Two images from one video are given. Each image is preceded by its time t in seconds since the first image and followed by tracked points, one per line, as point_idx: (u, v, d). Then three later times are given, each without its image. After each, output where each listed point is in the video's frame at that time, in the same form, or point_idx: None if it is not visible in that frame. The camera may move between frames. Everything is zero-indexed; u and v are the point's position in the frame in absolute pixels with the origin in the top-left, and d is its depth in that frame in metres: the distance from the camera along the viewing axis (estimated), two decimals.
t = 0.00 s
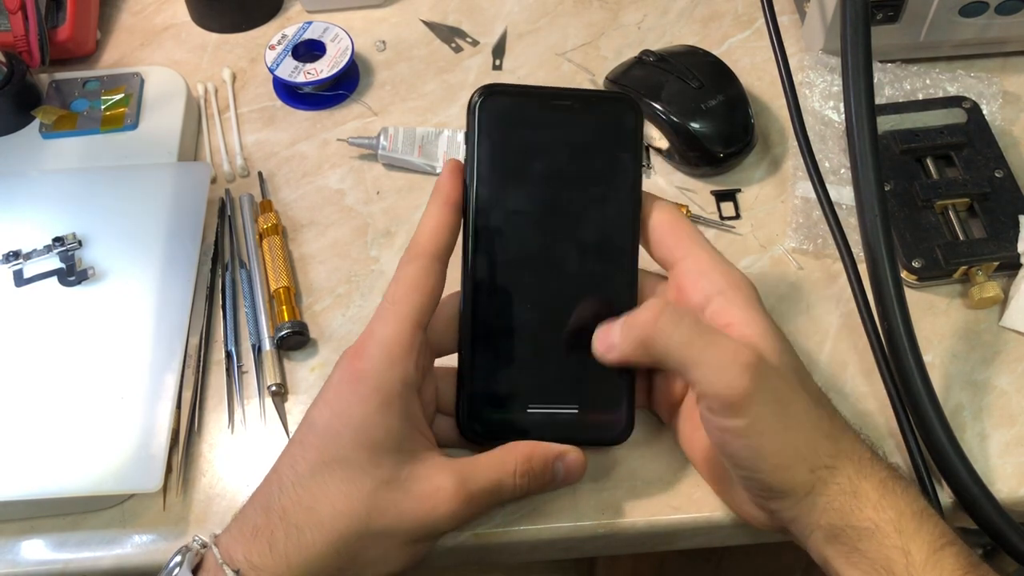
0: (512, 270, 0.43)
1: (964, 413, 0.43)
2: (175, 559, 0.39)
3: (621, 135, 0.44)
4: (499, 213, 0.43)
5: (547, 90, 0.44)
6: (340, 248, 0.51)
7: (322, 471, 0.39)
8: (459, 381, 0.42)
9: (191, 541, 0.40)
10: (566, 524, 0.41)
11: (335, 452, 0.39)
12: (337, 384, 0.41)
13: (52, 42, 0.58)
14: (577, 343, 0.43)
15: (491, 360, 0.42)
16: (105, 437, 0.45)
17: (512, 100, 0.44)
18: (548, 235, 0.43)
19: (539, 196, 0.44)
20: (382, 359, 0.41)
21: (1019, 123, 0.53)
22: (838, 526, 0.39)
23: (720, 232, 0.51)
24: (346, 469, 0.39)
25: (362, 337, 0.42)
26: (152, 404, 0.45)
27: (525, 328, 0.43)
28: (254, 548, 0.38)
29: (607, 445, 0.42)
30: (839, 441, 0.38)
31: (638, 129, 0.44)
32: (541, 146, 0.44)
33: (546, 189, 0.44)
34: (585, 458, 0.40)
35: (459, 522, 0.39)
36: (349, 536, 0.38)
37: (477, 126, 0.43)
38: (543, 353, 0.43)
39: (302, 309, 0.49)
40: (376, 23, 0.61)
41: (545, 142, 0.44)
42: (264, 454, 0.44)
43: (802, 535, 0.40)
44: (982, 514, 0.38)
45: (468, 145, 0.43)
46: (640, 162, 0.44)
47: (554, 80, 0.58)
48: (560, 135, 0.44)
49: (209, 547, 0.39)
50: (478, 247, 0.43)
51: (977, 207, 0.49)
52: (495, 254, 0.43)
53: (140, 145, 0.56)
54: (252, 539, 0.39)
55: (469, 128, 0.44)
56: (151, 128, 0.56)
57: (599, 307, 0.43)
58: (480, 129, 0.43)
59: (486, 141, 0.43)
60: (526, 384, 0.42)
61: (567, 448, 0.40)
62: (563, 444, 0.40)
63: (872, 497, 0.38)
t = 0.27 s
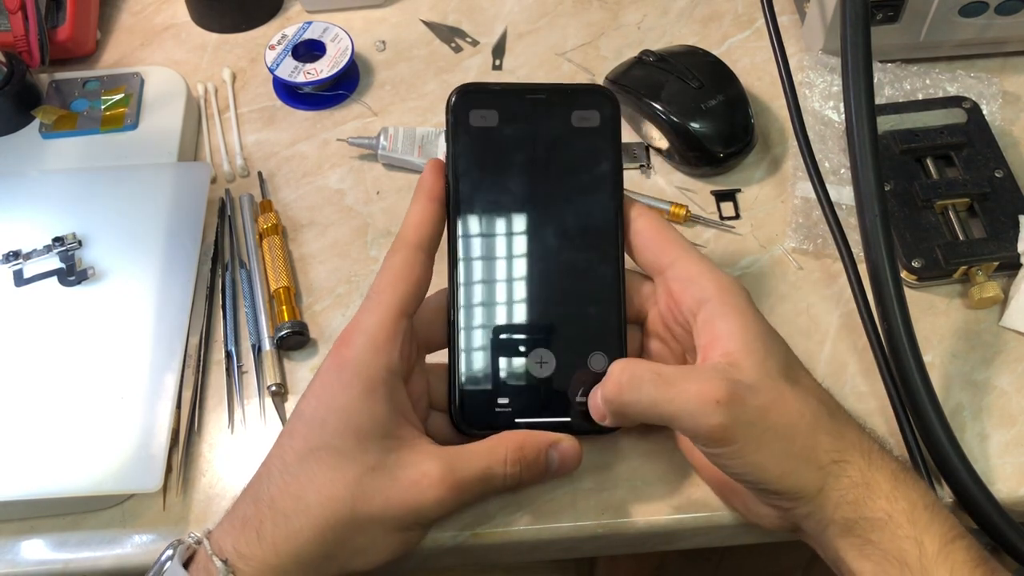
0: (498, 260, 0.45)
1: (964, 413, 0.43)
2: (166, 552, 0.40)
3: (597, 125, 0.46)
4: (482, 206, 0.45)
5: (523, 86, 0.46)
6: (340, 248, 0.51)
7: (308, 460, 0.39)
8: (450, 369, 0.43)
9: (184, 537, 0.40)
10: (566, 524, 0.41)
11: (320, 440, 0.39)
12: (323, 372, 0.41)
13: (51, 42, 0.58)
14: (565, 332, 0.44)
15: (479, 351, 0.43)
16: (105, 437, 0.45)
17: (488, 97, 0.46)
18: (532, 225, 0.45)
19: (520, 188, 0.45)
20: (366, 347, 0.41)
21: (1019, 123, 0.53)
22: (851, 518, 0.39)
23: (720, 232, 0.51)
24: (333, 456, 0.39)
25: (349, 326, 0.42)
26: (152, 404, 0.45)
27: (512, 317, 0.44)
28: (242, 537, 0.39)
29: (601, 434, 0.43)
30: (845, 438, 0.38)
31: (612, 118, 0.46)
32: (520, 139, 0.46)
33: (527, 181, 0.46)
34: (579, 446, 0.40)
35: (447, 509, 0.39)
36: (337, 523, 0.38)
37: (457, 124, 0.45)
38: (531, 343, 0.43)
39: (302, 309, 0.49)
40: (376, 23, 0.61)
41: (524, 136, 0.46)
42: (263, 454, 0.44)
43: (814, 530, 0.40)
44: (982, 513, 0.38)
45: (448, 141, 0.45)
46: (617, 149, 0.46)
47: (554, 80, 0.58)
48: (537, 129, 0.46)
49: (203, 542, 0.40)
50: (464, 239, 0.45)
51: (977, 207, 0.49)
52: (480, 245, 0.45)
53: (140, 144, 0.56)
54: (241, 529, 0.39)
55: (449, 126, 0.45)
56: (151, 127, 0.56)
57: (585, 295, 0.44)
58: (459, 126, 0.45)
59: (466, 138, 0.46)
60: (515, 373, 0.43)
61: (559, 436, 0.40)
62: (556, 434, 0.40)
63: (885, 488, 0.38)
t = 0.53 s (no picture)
0: (498, 260, 0.45)
1: (964, 413, 0.43)
2: (167, 550, 0.40)
3: (597, 125, 0.46)
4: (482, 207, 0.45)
5: (523, 87, 0.46)
6: (341, 248, 0.51)
7: (307, 459, 0.39)
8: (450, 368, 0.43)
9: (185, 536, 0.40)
10: (567, 524, 0.41)
11: (318, 438, 0.39)
12: (322, 371, 0.41)
13: (52, 42, 0.58)
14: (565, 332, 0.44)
15: (479, 351, 0.43)
16: (105, 437, 0.45)
17: (488, 99, 0.46)
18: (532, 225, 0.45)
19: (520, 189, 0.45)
20: (366, 345, 0.41)
21: (1019, 123, 0.53)
22: (852, 519, 0.38)
23: (720, 232, 0.51)
24: (332, 454, 0.39)
25: (349, 325, 0.42)
26: (152, 404, 0.45)
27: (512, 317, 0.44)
28: (241, 535, 0.39)
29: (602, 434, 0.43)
30: (846, 438, 0.38)
31: (612, 118, 0.46)
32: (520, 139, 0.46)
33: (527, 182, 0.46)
34: (580, 448, 0.40)
35: (447, 507, 0.39)
36: (336, 521, 0.38)
37: (457, 125, 0.45)
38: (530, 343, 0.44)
39: (303, 309, 0.49)
40: (376, 23, 0.61)
41: (524, 136, 0.46)
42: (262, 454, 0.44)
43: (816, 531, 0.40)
44: (982, 514, 0.38)
45: (448, 142, 0.45)
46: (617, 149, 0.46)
47: (554, 80, 0.58)
48: (537, 129, 0.46)
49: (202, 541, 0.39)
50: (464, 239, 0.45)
51: (977, 207, 0.49)
52: (480, 246, 0.45)
53: (140, 144, 0.56)
54: (240, 528, 0.39)
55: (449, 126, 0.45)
56: (151, 127, 0.56)
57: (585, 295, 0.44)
58: (460, 126, 0.45)
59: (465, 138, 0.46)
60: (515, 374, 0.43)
61: (560, 436, 0.40)
62: (557, 433, 0.40)
63: (885, 488, 0.38)
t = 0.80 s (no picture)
0: (498, 261, 0.44)
1: (964, 413, 0.43)
2: (167, 549, 0.40)
3: (596, 127, 0.46)
4: (482, 208, 0.45)
5: (522, 90, 0.46)
6: (341, 248, 0.51)
7: (306, 456, 0.39)
8: (451, 368, 0.43)
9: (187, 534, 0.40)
10: (567, 524, 0.41)
11: (317, 436, 0.39)
12: (322, 368, 0.41)
13: (52, 42, 0.58)
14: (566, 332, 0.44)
15: (480, 350, 0.43)
16: (105, 437, 0.45)
17: (488, 99, 0.46)
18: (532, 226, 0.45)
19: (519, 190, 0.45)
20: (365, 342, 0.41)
21: (1019, 123, 0.53)
22: (852, 519, 0.38)
23: (720, 232, 0.51)
24: (331, 451, 0.39)
25: (348, 323, 0.42)
26: (152, 404, 0.45)
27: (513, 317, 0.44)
28: (241, 534, 0.39)
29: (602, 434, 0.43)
30: (847, 437, 0.38)
31: (610, 120, 0.46)
32: (518, 141, 0.46)
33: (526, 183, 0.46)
34: (583, 447, 0.40)
35: (445, 506, 0.39)
36: (335, 519, 0.38)
37: (456, 127, 0.45)
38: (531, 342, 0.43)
39: (303, 309, 0.49)
40: (376, 23, 0.61)
41: (523, 138, 0.46)
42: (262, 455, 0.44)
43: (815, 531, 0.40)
44: (982, 514, 0.38)
45: (447, 143, 0.45)
46: (615, 151, 0.46)
47: (554, 80, 0.58)
48: (536, 131, 0.46)
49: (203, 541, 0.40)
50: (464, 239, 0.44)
51: (977, 207, 0.49)
52: (480, 246, 0.44)
53: (140, 144, 0.56)
54: (240, 526, 0.39)
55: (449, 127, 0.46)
56: (151, 127, 0.56)
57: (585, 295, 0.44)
58: (459, 128, 0.45)
59: (465, 140, 0.45)
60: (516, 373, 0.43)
61: (562, 435, 0.40)
62: (559, 432, 0.40)
63: (886, 489, 0.38)
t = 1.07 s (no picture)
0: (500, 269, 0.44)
1: (964, 413, 0.43)
2: (168, 548, 0.40)
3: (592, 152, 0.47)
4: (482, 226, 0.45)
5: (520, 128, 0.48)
6: (341, 248, 0.51)
7: (306, 444, 0.39)
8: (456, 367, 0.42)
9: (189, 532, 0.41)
10: (567, 524, 0.41)
11: (315, 423, 0.39)
12: (322, 357, 0.41)
13: (51, 42, 0.58)
14: (573, 322, 0.42)
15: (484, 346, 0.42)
16: (105, 437, 0.45)
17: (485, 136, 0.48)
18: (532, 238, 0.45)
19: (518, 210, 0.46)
20: (364, 331, 0.41)
21: (1019, 123, 0.53)
22: (852, 520, 0.38)
23: (720, 232, 0.51)
24: (330, 436, 0.39)
25: (349, 314, 0.43)
26: (152, 404, 0.45)
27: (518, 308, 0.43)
28: (241, 527, 0.39)
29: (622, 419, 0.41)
30: (849, 434, 0.38)
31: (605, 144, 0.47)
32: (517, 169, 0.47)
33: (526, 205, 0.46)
34: (597, 431, 0.38)
35: (441, 494, 0.38)
36: (332, 505, 0.38)
37: (458, 161, 0.47)
38: (537, 335, 0.42)
39: (303, 309, 0.49)
40: (376, 23, 0.61)
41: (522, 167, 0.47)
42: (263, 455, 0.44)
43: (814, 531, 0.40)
44: (981, 514, 0.38)
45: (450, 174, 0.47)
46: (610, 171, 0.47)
47: (554, 80, 0.58)
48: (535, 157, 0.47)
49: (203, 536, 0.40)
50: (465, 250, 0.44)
51: (977, 207, 0.49)
52: (481, 257, 0.44)
53: (140, 144, 0.56)
54: (240, 519, 0.39)
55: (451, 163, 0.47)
56: (151, 127, 0.56)
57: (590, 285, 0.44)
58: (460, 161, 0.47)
59: (466, 171, 0.47)
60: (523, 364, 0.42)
61: (571, 419, 0.38)
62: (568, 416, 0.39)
63: (886, 491, 0.38)
